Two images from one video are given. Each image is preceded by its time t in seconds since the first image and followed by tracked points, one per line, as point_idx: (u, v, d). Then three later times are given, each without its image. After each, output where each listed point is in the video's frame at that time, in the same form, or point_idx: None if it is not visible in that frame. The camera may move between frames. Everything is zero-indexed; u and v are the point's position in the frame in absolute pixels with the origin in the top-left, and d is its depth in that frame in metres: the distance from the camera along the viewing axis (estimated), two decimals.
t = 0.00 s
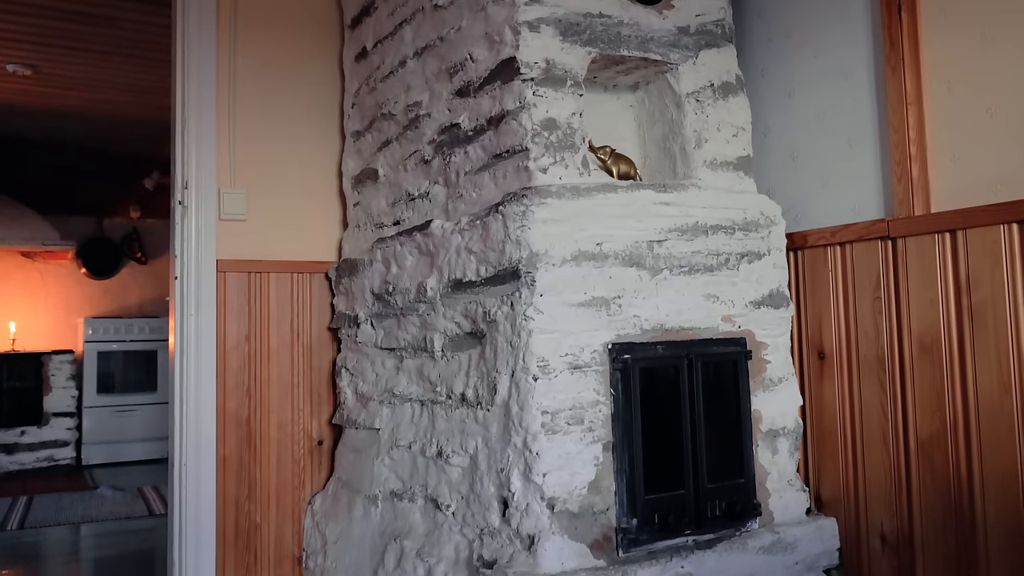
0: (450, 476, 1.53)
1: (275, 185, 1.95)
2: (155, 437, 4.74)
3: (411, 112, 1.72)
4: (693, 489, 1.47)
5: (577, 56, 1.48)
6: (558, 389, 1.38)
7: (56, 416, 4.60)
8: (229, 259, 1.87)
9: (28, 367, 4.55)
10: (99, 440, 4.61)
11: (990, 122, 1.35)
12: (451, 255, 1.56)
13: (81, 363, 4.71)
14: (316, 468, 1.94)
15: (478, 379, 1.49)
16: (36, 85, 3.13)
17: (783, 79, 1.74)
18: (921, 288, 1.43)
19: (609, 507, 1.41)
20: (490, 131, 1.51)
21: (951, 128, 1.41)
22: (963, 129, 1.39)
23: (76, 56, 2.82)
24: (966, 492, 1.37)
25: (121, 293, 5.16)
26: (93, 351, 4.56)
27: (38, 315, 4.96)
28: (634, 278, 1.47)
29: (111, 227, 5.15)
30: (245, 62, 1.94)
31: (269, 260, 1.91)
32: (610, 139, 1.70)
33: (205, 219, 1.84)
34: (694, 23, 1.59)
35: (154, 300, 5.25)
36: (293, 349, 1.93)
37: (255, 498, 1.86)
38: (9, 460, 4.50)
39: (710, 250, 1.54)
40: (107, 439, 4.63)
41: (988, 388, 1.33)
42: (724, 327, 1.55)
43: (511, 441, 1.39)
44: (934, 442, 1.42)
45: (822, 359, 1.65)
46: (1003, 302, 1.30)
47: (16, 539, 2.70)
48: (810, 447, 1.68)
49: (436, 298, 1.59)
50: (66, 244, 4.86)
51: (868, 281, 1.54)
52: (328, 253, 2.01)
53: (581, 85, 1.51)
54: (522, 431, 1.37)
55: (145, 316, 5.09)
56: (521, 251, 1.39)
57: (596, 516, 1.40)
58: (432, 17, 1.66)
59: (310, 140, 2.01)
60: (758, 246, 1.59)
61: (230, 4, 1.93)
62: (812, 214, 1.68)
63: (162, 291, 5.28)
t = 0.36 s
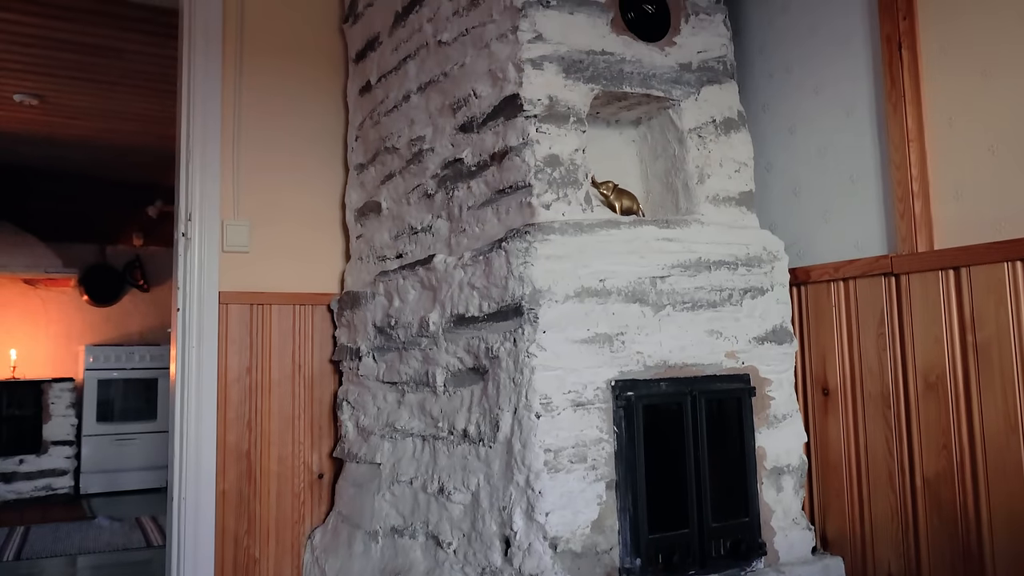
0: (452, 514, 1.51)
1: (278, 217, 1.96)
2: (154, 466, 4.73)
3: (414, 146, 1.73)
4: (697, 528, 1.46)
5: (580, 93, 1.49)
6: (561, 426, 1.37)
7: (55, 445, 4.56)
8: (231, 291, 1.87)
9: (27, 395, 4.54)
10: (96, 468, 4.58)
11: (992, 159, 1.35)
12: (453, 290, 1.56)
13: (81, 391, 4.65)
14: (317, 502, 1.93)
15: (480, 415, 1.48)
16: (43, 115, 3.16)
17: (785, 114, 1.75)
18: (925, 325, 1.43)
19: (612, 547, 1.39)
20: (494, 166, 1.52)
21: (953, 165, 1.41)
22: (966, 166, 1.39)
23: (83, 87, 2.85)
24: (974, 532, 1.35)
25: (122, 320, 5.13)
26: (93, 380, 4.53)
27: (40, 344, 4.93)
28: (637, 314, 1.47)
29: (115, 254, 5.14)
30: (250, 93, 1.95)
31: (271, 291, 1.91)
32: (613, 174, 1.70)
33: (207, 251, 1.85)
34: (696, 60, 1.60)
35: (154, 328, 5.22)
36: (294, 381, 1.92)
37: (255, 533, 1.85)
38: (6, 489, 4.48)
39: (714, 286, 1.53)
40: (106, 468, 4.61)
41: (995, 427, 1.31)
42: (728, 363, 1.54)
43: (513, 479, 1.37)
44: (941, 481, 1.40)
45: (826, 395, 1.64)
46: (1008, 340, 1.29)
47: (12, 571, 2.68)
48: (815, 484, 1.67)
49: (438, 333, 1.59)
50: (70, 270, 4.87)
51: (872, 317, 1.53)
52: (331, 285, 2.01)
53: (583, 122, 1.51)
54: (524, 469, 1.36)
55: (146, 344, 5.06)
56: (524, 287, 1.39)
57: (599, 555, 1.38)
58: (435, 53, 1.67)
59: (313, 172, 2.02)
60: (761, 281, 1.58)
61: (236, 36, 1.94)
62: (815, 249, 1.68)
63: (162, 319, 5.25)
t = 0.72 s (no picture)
0: (452, 558, 1.49)
1: (280, 255, 1.97)
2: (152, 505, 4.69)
3: (417, 187, 1.74)
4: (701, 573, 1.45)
5: (581, 136, 1.50)
6: (564, 470, 1.36)
7: (51, 482, 4.49)
8: (232, 329, 1.86)
9: (25, 431, 4.48)
10: (93, 506, 4.51)
11: (991, 202, 1.35)
12: (455, 331, 1.56)
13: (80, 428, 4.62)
14: (317, 544, 1.91)
15: (482, 458, 1.47)
16: (47, 152, 3.19)
17: (785, 155, 1.76)
18: (929, 366, 1.42)
19: None
20: (496, 208, 1.52)
21: (952, 207, 1.41)
22: (965, 208, 1.39)
23: (88, 124, 2.87)
24: None
25: (122, 356, 5.12)
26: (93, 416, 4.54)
27: (39, 379, 4.88)
28: (639, 356, 1.46)
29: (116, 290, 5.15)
30: (254, 132, 1.97)
31: (273, 330, 1.91)
32: (614, 215, 1.71)
33: (209, 289, 1.85)
34: (696, 102, 1.62)
35: (155, 363, 5.23)
36: (294, 420, 1.92)
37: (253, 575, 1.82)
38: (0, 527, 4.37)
39: (716, 327, 1.53)
40: (104, 506, 4.54)
41: (1001, 470, 1.30)
42: (731, 405, 1.54)
43: (516, 523, 1.35)
44: (947, 525, 1.39)
45: (830, 437, 1.63)
46: (1012, 383, 1.28)
47: None
48: (820, 526, 1.66)
49: (440, 374, 1.58)
50: (71, 306, 4.88)
51: (875, 358, 1.53)
52: (333, 324, 2.01)
53: (585, 164, 1.52)
54: (526, 513, 1.34)
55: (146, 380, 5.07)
56: (526, 329, 1.38)
57: None
58: (438, 95, 1.69)
59: (316, 211, 2.03)
60: (763, 322, 1.58)
61: (241, 76, 1.96)
62: (817, 289, 1.68)
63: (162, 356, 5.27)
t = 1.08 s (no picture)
0: None
1: (281, 295, 1.97)
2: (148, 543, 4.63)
3: (419, 228, 1.74)
4: None
5: (582, 180, 1.51)
6: (565, 516, 1.34)
7: (46, 520, 4.41)
8: (233, 369, 1.86)
9: (20, 467, 4.38)
10: (86, 545, 4.46)
11: (990, 247, 1.36)
12: (456, 373, 1.55)
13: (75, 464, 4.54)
14: None
15: (483, 502, 1.45)
16: (52, 189, 3.21)
17: (784, 197, 1.78)
18: (930, 411, 1.42)
19: None
20: (498, 251, 1.53)
21: (951, 251, 1.42)
22: (965, 253, 1.40)
23: (90, 161, 2.89)
24: None
25: (120, 392, 5.12)
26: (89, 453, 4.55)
27: (37, 416, 4.86)
28: (641, 400, 1.45)
29: (115, 325, 5.16)
30: (257, 171, 1.99)
31: (273, 370, 1.91)
32: (615, 257, 1.72)
33: (210, 329, 1.85)
34: (696, 146, 1.63)
35: (152, 400, 5.21)
36: (293, 461, 1.90)
37: None
38: None
39: (718, 370, 1.53)
40: (96, 544, 4.49)
41: (1006, 517, 1.29)
42: (733, 449, 1.53)
43: (517, 571, 1.33)
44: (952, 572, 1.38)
45: (833, 481, 1.63)
46: (1014, 429, 1.28)
47: None
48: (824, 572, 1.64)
49: (441, 417, 1.58)
50: (68, 341, 4.86)
51: (877, 402, 1.52)
52: (332, 364, 2.01)
53: (587, 207, 1.53)
54: (527, 561, 1.32)
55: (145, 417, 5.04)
56: (528, 373, 1.38)
57: None
58: (440, 138, 1.70)
59: (318, 251, 2.04)
60: (765, 365, 1.58)
61: (244, 117, 1.98)
62: (818, 332, 1.68)
63: (161, 392, 5.25)
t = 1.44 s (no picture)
0: None
1: (281, 337, 1.98)
2: None
3: (421, 272, 1.75)
4: None
5: (583, 226, 1.51)
6: (567, 566, 1.32)
7: (40, 561, 4.40)
8: (233, 412, 1.86)
9: (14, 506, 4.42)
10: None
11: (990, 294, 1.36)
12: (457, 419, 1.55)
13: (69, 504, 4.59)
14: None
15: (484, 551, 1.43)
16: (56, 228, 3.23)
17: (784, 243, 1.78)
18: (933, 458, 1.41)
19: None
20: (498, 296, 1.53)
21: (951, 298, 1.42)
22: (964, 301, 1.40)
23: (94, 200, 2.92)
24: None
25: (118, 431, 5.08)
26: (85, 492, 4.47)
27: (32, 455, 4.87)
28: (642, 447, 1.44)
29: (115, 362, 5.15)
30: (259, 213, 2.00)
31: (272, 412, 1.91)
32: (616, 302, 1.72)
33: (210, 372, 1.84)
34: (696, 192, 1.65)
35: (150, 438, 5.15)
36: (292, 505, 1.89)
37: None
38: None
39: (719, 417, 1.52)
40: None
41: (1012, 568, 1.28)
42: (734, 496, 1.52)
43: None
44: None
45: (837, 529, 1.61)
46: (1018, 478, 1.27)
47: None
48: None
49: (441, 462, 1.57)
50: (67, 379, 4.85)
51: (879, 449, 1.51)
52: (332, 406, 2.01)
53: (587, 253, 1.53)
54: None
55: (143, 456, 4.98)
56: (529, 421, 1.36)
57: None
58: (442, 183, 1.72)
59: (319, 293, 2.05)
60: (767, 411, 1.58)
61: (247, 160, 2.01)
62: (820, 377, 1.68)
63: (160, 430, 5.19)
